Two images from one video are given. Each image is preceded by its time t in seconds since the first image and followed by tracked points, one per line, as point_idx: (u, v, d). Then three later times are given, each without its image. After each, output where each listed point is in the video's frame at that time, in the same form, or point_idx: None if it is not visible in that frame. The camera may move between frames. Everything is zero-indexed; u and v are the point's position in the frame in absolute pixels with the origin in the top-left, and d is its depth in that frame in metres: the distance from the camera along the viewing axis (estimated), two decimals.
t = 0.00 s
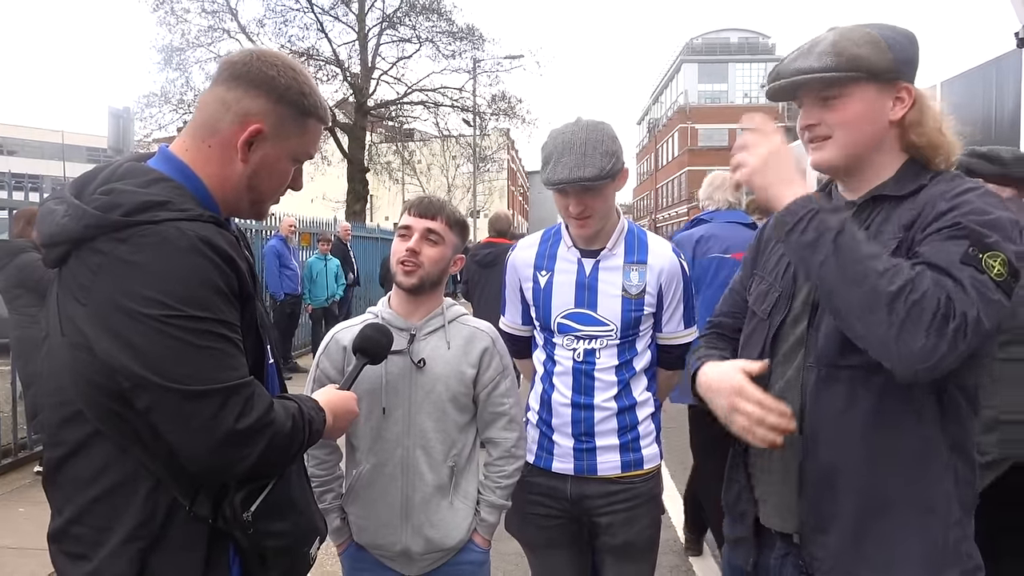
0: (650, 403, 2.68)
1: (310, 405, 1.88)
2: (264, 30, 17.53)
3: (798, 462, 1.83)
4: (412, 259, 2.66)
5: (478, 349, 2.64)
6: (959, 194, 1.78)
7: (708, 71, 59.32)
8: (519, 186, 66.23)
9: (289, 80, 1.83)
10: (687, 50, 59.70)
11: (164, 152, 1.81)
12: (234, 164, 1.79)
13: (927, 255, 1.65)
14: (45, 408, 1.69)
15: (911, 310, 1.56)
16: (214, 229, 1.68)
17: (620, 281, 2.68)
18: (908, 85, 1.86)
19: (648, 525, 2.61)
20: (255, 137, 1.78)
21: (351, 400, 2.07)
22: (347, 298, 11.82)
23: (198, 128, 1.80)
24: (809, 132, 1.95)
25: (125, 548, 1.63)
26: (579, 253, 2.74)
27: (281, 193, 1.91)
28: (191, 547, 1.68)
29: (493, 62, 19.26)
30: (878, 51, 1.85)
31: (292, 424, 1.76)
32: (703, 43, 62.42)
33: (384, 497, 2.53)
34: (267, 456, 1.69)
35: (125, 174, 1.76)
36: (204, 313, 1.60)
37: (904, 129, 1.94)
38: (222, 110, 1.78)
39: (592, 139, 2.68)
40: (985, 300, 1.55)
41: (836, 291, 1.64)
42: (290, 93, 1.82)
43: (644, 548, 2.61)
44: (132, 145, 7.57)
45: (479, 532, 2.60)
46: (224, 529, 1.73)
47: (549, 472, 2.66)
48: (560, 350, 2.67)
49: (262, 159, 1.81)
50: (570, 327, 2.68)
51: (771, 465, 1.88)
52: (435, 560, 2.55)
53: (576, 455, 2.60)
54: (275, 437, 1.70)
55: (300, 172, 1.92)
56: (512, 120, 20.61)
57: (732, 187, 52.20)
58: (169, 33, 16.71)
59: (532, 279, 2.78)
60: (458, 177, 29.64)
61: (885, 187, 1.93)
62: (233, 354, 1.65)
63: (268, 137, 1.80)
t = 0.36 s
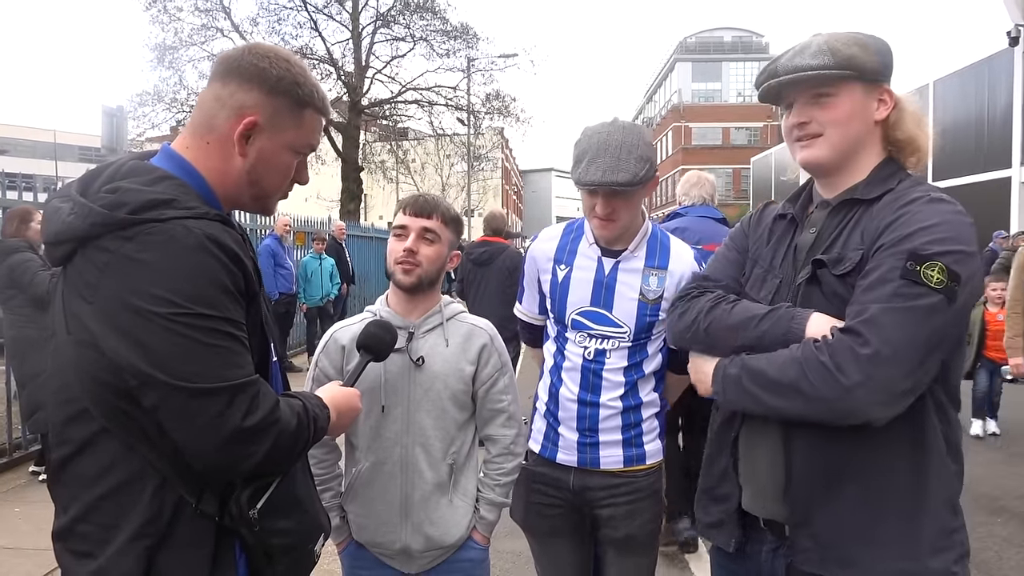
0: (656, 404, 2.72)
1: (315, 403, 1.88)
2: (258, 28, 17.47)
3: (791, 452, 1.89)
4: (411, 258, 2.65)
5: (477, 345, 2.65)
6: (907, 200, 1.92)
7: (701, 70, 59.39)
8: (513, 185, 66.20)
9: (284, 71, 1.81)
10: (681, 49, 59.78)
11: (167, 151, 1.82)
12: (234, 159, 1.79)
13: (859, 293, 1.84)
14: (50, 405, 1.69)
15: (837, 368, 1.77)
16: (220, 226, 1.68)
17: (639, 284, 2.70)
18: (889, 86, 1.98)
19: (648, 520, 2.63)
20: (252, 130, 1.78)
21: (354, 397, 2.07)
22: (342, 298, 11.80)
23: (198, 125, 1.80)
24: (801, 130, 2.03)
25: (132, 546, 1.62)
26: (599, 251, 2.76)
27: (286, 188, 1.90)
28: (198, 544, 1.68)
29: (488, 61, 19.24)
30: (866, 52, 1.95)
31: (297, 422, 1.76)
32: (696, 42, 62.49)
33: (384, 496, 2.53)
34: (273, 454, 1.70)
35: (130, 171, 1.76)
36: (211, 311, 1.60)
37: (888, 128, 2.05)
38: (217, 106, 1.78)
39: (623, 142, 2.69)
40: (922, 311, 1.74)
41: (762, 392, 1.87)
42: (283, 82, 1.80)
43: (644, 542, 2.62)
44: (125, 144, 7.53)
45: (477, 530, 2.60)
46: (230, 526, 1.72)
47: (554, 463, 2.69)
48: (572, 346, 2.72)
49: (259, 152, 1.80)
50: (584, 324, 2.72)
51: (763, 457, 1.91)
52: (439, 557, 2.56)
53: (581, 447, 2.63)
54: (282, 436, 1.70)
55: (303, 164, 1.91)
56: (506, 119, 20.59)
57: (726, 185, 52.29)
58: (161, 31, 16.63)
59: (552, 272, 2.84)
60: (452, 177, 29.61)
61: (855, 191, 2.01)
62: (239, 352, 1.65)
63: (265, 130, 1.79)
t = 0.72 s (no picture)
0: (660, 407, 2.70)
1: (319, 400, 1.89)
2: (251, 25, 17.40)
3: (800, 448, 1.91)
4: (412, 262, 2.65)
5: (473, 337, 2.68)
6: (913, 199, 1.94)
7: (696, 67, 59.40)
8: (508, 183, 66.15)
9: (294, 71, 1.82)
10: (675, 47, 59.82)
11: (172, 147, 1.82)
12: (241, 158, 1.79)
13: (873, 301, 1.84)
14: (54, 403, 1.70)
15: (856, 384, 1.80)
16: (226, 223, 1.68)
17: (655, 284, 2.69)
18: (881, 83, 1.99)
19: (646, 515, 2.64)
20: (262, 129, 1.78)
21: (356, 395, 2.07)
22: (338, 295, 11.79)
23: (204, 122, 1.80)
24: (796, 125, 2.03)
25: (137, 543, 1.64)
26: (622, 245, 2.78)
27: (290, 186, 1.91)
28: (201, 540, 1.69)
29: (483, 58, 19.21)
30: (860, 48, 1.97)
31: (302, 419, 1.76)
32: (690, 39, 62.52)
33: (385, 492, 2.53)
34: (280, 452, 1.70)
35: (135, 167, 1.76)
36: (218, 308, 1.60)
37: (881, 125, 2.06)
38: (227, 104, 1.78)
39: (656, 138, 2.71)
40: (935, 320, 1.77)
41: (779, 401, 1.92)
42: (295, 83, 1.81)
43: (644, 536, 2.64)
44: (119, 142, 7.50)
45: (476, 520, 2.62)
46: (236, 523, 1.73)
47: (557, 449, 2.74)
48: (582, 336, 2.76)
49: (268, 152, 1.80)
50: (596, 315, 2.74)
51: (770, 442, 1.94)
52: (440, 549, 2.57)
53: (582, 438, 2.67)
54: (288, 433, 1.71)
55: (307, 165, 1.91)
56: (501, 116, 20.57)
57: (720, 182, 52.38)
58: (154, 28, 16.55)
59: (573, 260, 2.87)
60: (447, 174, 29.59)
61: (852, 189, 2.02)
62: (245, 349, 1.65)
63: (274, 130, 1.79)
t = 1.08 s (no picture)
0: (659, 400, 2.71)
1: (322, 398, 1.90)
2: (245, 20, 17.34)
3: (817, 450, 1.94)
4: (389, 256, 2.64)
5: (455, 326, 2.71)
6: (938, 200, 1.93)
7: (691, 65, 59.45)
8: (502, 180, 66.12)
9: (300, 67, 1.83)
10: (669, 44, 59.86)
11: (172, 141, 1.81)
12: (244, 152, 1.79)
13: (894, 305, 1.84)
14: (55, 401, 1.68)
15: (871, 390, 1.81)
16: (230, 220, 1.69)
17: (646, 274, 2.69)
18: (904, 77, 1.99)
19: (646, 512, 2.65)
20: (266, 124, 1.79)
21: (354, 395, 2.07)
22: (332, 291, 11.76)
23: (206, 116, 1.79)
24: (811, 120, 2.06)
25: (141, 541, 1.62)
26: (613, 239, 2.78)
27: (289, 180, 1.92)
28: (205, 538, 1.69)
29: (478, 54, 19.17)
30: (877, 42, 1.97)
31: (307, 416, 1.78)
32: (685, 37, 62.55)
33: (380, 488, 2.53)
34: (285, 448, 1.71)
35: (135, 163, 1.75)
36: (223, 304, 1.60)
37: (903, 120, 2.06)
38: (232, 98, 1.77)
39: (644, 132, 2.74)
40: (957, 327, 1.77)
41: (797, 402, 1.95)
42: (300, 79, 1.82)
43: (644, 533, 2.66)
44: (113, 137, 7.46)
45: (467, 509, 2.66)
46: (238, 520, 1.74)
47: (557, 450, 2.75)
48: (578, 331, 2.77)
49: (271, 148, 1.81)
50: (590, 309, 2.76)
51: (788, 441, 2.01)
52: (433, 541, 2.59)
53: (582, 437, 2.68)
54: (293, 430, 1.72)
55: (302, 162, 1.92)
56: (496, 113, 20.57)
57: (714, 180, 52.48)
58: (148, 23, 16.46)
59: (565, 257, 2.89)
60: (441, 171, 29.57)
61: (875, 186, 2.03)
62: (251, 346, 1.66)
63: (278, 125, 1.80)
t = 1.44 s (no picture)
0: (650, 393, 2.77)
1: (321, 399, 1.90)
2: (241, 19, 17.30)
3: (823, 454, 1.95)
4: (375, 250, 2.65)
5: (444, 326, 2.71)
6: (948, 205, 1.91)
7: (687, 65, 59.53)
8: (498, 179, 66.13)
9: (300, 67, 1.82)
10: (665, 44, 59.95)
11: (172, 142, 1.80)
12: (245, 153, 1.79)
13: (894, 317, 1.84)
14: (55, 401, 1.67)
15: (867, 403, 1.82)
16: (235, 222, 1.68)
17: (629, 266, 2.74)
18: (924, 74, 1.98)
19: (643, 511, 2.68)
20: (268, 125, 1.78)
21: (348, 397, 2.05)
22: (328, 291, 11.74)
23: (208, 115, 1.78)
24: (828, 120, 2.06)
25: (141, 543, 1.60)
26: (586, 239, 2.78)
27: (289, 179, 1.92)
28: (206, 539, 1.68)
29: (475, 53, 19.17)
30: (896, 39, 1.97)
31: (308, 417, 1.78)
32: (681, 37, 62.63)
33: (368, 488, 2.53)
34: (287, 449, 1.71)
35: (138, 163, 1.74)
36: (229, 306, 1.60)
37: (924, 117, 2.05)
38: (233, 98, 1.76)
39: (602, 130, 2.77)
40: (956, 341, 1.75)
41: (800, 411, 1.98)
42: (301, 79, 1.82)
43: (640, 533, 2.68)
44: (108, 136, 7.45)
45: (456, 512, 2.66)
46: (239, 522, 1.74)
47: (550, 458, 2.71)
48: (567, 333, 2.73)
49: (273, 148, 1.81)
50: (577, 311, 2.73)
51: (797, 446, 2.02)
52: (422, 543, 2.57)
53: (578, 441, 2.66)
54: (295, 431, 1.72)
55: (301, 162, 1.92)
56: (492, 112, 20.59)
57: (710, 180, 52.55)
58: (143, 21, 16.41)
59: (541, 263, 2.82)
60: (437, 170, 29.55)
61: (890, 189, 2.03)
62: (254, 348, 1.65)
63: (280, 125, 1.80)
